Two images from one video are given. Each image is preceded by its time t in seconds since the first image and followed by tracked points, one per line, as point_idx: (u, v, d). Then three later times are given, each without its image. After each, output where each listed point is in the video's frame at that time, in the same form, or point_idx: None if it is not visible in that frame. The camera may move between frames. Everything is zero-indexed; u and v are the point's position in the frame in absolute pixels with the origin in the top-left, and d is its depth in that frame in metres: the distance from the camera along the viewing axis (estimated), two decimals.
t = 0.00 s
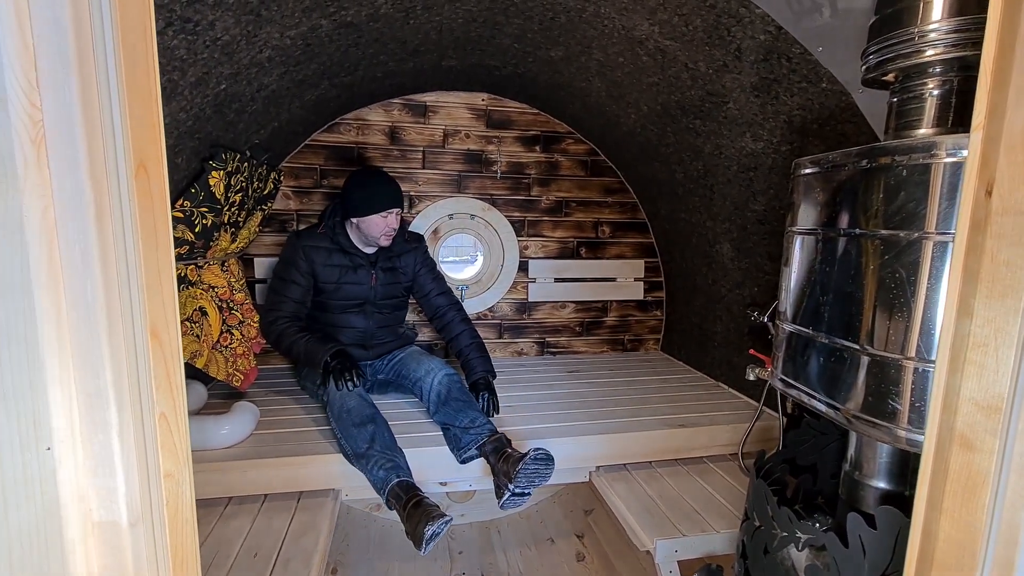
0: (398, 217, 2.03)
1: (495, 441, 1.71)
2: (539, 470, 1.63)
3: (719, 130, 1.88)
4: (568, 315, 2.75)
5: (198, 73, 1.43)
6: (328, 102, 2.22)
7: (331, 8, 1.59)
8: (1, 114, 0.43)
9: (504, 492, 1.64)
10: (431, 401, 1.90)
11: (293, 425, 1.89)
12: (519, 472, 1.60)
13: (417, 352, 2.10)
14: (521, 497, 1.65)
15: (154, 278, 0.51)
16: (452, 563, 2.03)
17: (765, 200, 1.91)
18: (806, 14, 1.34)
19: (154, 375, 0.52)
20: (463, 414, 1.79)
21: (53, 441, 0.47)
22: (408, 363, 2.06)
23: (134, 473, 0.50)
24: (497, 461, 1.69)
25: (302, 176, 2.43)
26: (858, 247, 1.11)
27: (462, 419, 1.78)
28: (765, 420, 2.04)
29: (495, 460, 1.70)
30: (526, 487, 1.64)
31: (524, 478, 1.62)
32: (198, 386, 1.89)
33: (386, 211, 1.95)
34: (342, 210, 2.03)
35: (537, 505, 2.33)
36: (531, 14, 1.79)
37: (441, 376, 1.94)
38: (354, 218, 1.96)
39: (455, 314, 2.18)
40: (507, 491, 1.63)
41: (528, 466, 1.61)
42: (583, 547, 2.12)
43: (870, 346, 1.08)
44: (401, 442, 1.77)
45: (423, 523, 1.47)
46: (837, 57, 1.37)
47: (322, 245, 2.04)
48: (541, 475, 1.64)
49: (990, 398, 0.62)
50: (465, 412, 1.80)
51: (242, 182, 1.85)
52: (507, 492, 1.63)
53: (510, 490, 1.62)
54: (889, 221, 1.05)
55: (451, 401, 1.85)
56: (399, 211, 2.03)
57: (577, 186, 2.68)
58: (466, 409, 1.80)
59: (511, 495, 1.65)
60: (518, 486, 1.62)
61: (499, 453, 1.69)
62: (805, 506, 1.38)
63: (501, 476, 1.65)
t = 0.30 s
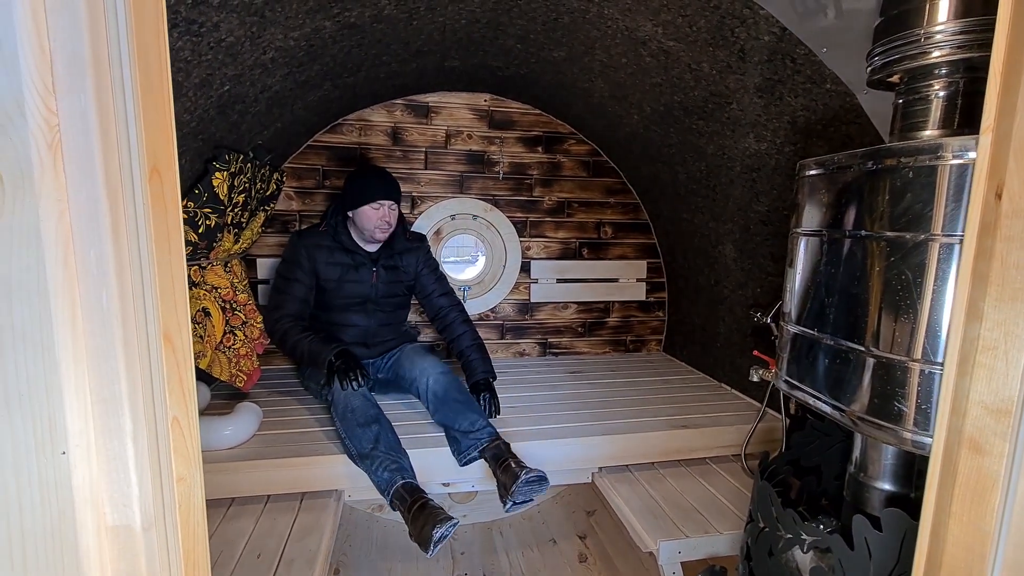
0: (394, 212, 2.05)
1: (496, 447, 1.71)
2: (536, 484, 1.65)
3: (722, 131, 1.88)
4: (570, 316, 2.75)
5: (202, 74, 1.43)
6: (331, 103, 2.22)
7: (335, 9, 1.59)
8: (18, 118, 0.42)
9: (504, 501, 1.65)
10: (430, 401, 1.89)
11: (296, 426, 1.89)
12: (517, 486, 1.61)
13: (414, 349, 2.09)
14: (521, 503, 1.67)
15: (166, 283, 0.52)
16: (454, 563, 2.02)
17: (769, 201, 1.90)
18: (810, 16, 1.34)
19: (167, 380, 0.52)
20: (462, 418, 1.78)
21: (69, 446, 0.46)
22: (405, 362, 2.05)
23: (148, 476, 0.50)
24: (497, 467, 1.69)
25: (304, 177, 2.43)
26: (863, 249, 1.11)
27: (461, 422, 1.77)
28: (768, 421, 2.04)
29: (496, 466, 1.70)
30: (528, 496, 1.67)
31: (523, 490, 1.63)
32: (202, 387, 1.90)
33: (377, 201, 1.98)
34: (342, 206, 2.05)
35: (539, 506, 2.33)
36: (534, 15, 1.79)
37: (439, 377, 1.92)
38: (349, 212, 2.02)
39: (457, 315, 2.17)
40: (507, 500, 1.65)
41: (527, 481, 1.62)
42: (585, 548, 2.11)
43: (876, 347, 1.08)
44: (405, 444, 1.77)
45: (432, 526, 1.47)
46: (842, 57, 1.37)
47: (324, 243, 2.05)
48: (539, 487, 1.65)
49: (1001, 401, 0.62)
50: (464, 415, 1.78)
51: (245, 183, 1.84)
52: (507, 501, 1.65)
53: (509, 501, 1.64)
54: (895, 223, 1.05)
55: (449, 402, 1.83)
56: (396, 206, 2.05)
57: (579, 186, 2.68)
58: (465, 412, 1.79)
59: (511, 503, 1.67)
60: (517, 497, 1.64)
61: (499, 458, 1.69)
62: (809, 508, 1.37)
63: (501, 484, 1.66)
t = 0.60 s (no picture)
0: (390, 202, 2.09)
1: (495, 448, 1.71)
2: (529, 486, 1.65)
3: (726, 132, 1.88)
4: (572, 316, 2.75)
5: (208, 75, 1.43)
6: (334, 104, 2.22)
7: (340, 11, 1.59)
8: (42, 124, 0.42)
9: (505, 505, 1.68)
10: (429, 403, 1.89)
11: (299, 426, 1.89)
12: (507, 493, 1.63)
13: (414, 348, 2.09)
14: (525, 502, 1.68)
15: (184, 287, 0.52)
16: (456, 564, 2.02)
17: (772, 202, 1.90)
18: (815, 17, 1.35)
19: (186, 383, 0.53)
20: (462, 419, 1.79)
21: (91, 451, 0.46)
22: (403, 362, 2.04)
23: (167, 480, 0.51)
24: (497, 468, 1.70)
25: (307, 177, 2.43)
26: (870, 250, 1.11)
27: (462, 424, 1.78)
28: (771, 421, 2.03)
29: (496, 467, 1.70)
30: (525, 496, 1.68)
31: (518, 493, 1.65)
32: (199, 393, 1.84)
33: (371, 191, 2.05)
34: (343, 202, 2.10)
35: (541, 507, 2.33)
36: (537, 16, 1.79)
37: (440, 377, 1.91)
38: (347, 207, 2.09)
39: (457, 315, 2.17)
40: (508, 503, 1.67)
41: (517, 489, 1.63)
42: (588, 549, 2.11)
43: (883, 349, 1.08)
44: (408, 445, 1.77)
45: (433, 527, 1.47)
46: (847, 57, 1.36)
47: (326, 239, 2.08)
48: (531, 490, 1.66)
49: (1013, 405, 0.62)
50: (464, 416, 1.79)
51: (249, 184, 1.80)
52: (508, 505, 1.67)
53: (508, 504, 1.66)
54: (902, 225, 1.05)
55: (448, 404, 1.84)
56: (393, 197, 2.10)
57: (582, 187, 2.68)
58: (465, 413, 1.80)
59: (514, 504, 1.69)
60: (513, 500, 1.65)
61: (498, 459, 1.69)
62: (813, 509, 1.37)
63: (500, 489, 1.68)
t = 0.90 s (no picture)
0: (383, 202, 2.09)
1: (503, 445, 1.71)
2: (542, 472, 1.64)
3: (728, 133, 1.88)
4: (574, 317, 2.75)
5: (210, 76, 1.43)
6: (336, 104, 2.22)
7: (343, 11, 1.59)
8: (57, 123, 0.42)
9: (513, 497, 1.65)
10: (436, 404, 1.89)
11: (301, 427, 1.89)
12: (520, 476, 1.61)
13: (420, 352, 2.10)
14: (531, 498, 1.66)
15: (197, 286, 0.52)
16: (459, 564, 2.02)
17: (775, 202, 1.90)
18: (820, 17, 1.34)
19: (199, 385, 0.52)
20: (469, 419, 1.78)
21: (105, 453, 0.46)
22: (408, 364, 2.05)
23: (180, 483, 0.50)
24: (504, 463, 1.69)
25: (309, 177, 2.43)
26: (876, 250, 1.11)
27: (468, 423, 1.78)
28: (773, 422, 2.03)
29: (502, 463, 1.69)
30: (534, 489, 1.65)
31: (528, 481, 1.63)
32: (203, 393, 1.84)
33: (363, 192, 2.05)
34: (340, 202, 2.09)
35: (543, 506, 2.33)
36: (540, 16, 1.79)
37: (446, 378, 1.91)
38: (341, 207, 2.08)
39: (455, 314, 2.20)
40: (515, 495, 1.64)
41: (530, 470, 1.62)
42: (590, 549, 2.10)
43: (889, 349, 1.08)
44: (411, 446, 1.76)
45: (434, 525, 1.46)
46: (851, 57, 1.36)
47: (321, 241, 2.06)
48: (544, 477, 1.64)
49: None
50: (471, 415, 1.79)
51: (251, 184, 1.79)
52: (515, 497, 1.64)
53: (517, 495, 1.63)
54: (909, 225, 1.04)
55: (455, 404, 1.84)
56: (385, 197, 2.10)
57: (583, 187, 2.68)
58: (472, 412, 1.80)
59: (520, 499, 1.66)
60: (524, 490, 1.63)
61: (504, 455, 1.69)
62: (818, 509, 1.37)
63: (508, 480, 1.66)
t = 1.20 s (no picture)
0: (367, 201, 2.14)
1: (509, 432, 1.73)
2: (552, 442, 1.64)
3: (730, 132, 1.87)
4: (575, 317, 2.74)
5: (209, 74, 1.42)
6: (335, 103, 2.21)
7: (342, 9, 1.58)
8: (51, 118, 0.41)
9: (520, 474, 1.64)
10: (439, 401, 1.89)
11: (300, 427, 1.88)
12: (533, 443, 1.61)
13: (423, 351, 2.10)
14: (536, 481, 1.65)
15: (193, 286, 0.52)
16: (459, 564, 2.01)
17: (777, 202, 1.89)
18: (822, 15, 1.34)
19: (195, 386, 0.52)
20: (473, 411, 1.80)
21: (99, 457, 0.45)
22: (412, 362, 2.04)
23: (177, 485, 0.50)
24: (510, 450, 1.69)
25: (308, 177, 2.43)
26: (879, 250, 1.10)
27: (473, 415, 1.79)
28: (775, 422, 2.02)
29: (508, 450, 1.70)
30: (541, 467, 1.65)
31: (539, 453, 1.63)
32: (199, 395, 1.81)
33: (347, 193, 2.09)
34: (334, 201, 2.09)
35: (543, 507, 2.32)
36: (541, 15, 1.78)
37: (450, 374, 1.93)
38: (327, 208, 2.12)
39: (446, 310, 2.25)
40: (522, 474, 1.64)
41: (542, 439, 1.62)
42: (590, 549, 2.10)
43: (892, 348, 1.07)
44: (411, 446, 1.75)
45: (433, 522, 1.46)
46: (853, 56, 1.35)
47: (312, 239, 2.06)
48: (554, 449, 1.65)
49: None
50: (476, 408, 1.80)
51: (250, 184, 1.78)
52: (522, 475, 1.64)
53: (526, 470, 1.63)
54: (912, 225, 1.04)
55: (460, 398, 1.85)
56: (369, 197, 2.14)
57: (583, 186, 2.67)
58: (476, 405, 1.81)
59: (527, 479, 1.65)
60: (533, 464, 1.63)
61: (510, 442, 1.70)
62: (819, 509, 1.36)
63: (516, 457, 1.65)
